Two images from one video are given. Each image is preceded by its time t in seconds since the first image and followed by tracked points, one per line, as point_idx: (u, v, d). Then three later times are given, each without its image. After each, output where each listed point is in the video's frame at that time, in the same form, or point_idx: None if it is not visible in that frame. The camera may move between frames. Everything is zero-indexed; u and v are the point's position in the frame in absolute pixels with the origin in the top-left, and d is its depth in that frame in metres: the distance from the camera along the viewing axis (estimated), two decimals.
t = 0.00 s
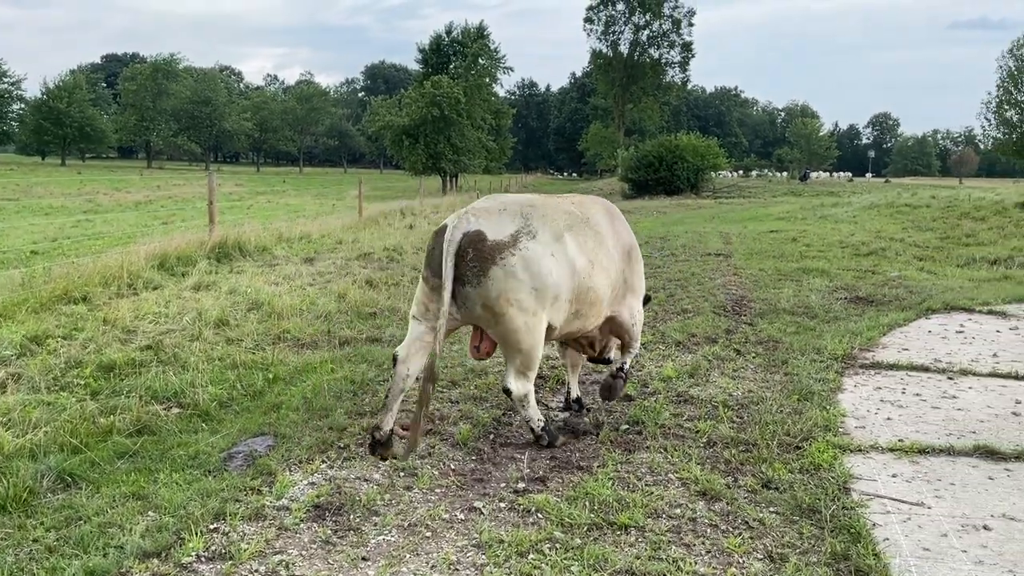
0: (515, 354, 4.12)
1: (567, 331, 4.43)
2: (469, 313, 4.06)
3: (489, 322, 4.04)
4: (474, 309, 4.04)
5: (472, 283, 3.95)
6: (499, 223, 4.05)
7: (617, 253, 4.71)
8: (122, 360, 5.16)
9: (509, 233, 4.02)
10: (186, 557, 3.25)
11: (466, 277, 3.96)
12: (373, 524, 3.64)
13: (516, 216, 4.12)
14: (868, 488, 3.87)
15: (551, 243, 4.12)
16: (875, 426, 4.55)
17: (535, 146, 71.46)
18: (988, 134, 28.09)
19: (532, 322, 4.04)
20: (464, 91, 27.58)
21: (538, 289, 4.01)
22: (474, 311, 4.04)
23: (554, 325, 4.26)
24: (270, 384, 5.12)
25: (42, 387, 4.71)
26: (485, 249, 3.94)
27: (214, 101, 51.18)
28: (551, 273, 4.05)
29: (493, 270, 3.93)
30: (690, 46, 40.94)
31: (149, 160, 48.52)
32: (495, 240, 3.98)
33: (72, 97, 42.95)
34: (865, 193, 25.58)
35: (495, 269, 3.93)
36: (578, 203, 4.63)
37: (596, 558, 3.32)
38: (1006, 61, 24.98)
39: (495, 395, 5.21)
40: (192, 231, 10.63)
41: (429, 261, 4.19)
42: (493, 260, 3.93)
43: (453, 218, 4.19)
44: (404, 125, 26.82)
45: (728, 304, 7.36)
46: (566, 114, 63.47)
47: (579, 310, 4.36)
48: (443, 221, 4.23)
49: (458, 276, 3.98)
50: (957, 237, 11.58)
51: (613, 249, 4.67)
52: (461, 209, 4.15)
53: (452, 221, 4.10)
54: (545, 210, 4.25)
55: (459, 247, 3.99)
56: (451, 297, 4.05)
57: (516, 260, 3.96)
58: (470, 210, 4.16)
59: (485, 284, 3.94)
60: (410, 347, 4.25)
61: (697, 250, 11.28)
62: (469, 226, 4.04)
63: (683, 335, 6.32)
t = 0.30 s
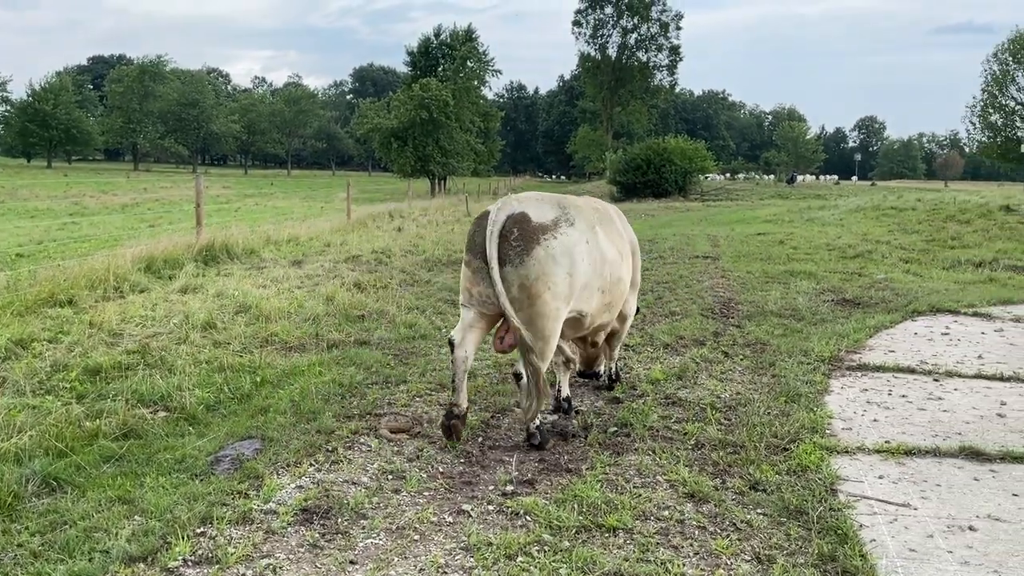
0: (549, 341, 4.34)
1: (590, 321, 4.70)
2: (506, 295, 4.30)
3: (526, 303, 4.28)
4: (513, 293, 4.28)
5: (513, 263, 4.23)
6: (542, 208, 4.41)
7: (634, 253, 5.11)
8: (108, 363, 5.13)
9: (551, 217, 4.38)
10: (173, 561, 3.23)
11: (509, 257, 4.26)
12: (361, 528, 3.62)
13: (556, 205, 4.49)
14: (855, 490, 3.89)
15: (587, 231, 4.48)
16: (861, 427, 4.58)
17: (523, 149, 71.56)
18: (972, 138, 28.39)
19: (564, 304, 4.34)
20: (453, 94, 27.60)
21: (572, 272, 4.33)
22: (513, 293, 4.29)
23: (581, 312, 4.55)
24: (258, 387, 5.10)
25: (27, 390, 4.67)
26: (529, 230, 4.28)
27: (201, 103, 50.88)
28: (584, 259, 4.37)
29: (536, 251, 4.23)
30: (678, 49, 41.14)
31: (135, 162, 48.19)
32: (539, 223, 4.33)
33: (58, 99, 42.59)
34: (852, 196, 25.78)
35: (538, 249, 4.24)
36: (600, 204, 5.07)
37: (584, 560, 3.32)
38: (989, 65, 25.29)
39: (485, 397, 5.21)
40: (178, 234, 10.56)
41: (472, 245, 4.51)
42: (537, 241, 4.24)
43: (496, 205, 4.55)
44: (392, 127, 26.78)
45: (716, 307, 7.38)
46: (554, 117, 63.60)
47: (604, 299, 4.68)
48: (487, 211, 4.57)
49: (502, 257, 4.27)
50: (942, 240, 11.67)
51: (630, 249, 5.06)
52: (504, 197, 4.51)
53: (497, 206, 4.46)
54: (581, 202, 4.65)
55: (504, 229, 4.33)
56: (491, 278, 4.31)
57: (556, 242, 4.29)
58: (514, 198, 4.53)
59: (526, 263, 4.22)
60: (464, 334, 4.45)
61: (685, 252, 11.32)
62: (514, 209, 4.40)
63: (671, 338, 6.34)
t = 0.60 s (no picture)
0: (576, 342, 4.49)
1: (603, 318, 4.95)
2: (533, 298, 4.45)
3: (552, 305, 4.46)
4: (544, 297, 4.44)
5: (542, 267, 4.40)
6: (562, 213, 4.67)
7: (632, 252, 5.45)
8: (99, 366, 5.10)
9: (571, 221, 4.63)
10: (164, 564, 3.22)
11: (537, 261, 4.42)
12: (353, 530, 3.62)
13: (574, 211, 4.75)
14: (847, 491, 3.90)
15: (602, 232, 4.76)
16: (853, 429, 4.59)
17: (516, 151, 71.56)
18: (962, 140, 28.58)
19: (584, 304, 4.57)
20: (445, 96, 27.59)
21: (591, 272, 4.58)
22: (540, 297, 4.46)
23: (597, 310, 4.79)
24: (249, 390, 5.08)
25: (17, 393, 4.65)
26: (555, 235, 4.49)
27: (193, 105, 50.63)
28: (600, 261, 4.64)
29: (562, 253, 4.45)
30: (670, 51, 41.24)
31: (126, 164, 47.90)
32: (563, 227, 4.55)
33: (49, 101, 42.32)
34: (843, 198, 25.87)
35: (564, 252, 4.45)
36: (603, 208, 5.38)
37: (577, 563, 3.32)
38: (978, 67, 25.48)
39: (477, 399, 5.21)
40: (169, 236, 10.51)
41: (499, 255, 4.67)
42: (563, 245, 4.46)
43: (517, 215, 4.75)
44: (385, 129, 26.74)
45: (707, 308, 7.40)
46: (547, 120, 63.63)
47: (616, 298, 4.93)
48: (509, 220, 4.76)
49: (530, 261, 4.44)
50: (932, 242, 11.73)
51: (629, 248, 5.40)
52: (525, 206, 4.72)
53: (521, 215, 4.66)
54: (592, 205, 4.93)
55: (530, 235, 4.53)
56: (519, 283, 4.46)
57: (579, 244, 4.54)
58: (533, 206, 4.75)
59: (555, 266, 4.41)
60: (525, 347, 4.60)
61: (677, 255, 11.35)
62: (537, 217, 4.61)
63: (664, 339, 6.35)
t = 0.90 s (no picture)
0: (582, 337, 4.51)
1: (603, 318, 5.03)
2: (544, 295, 4.47)
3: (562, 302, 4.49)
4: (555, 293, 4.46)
5: (555, 264, 4.43)
6: (570, 213, 4.75)
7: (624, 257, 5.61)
8: (95, 367, 5.09)
9: (579, 221, 4.72)
10: (159, 566, 3.21)
11: (549, 258, 4.46)
12: (349, 532, 3.61)
13: (579, 212, 4.84)
14: (843, 492, 3.91)
15: (605, 233, 4.88)
16: (849, 430, 4.59)
17: (513, 152, 71.56)
18: (958, 141, 28.64)
19: (590, 303, 4.64)
20: (443, 97, 27.59)
21: (597, 271, 4.67)
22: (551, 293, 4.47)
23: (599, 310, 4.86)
24: (246, 392, 5.07)
25: (13, 395, 4.64)
26: (566, 233, 4.55)
27: (190, 106, 50.55)
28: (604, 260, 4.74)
29: (573, 251, 4.52)
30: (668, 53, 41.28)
31: (123, 165, 47.81)
32: (572, 227, 4.64)
33: (45, 101, 42.23)
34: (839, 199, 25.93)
35: (574, 250, 4.53)
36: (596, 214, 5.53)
37: (573, 565, 3.32)
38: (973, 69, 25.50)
39: (474, 400, 5.19)
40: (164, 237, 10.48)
41: (510, 253, 4.66)
42: (573, 243, 4.54)
43: (526, 214, 4.77)
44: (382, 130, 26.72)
45: (704, 309, 7.41)
46: (544, 121, 63.65)
47: (616, 299, 5.04)
48: (517, 221, 4.77)
49: (542, 259, 4.46)
50: (928, 243, 11.75)
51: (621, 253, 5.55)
52: (534, 206, 4.75)
53: (531, 214, 4.68)
54: (594, 208, 5.06)
55: (541, 233, 4.55)
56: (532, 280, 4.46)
57: (587, 243, 4.63)
58: (541, 207, 4.80)
59: (567, 264, 4.46)
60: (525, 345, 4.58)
61: (673, 256, 11.35)
62: (548, 216, 4.66)
63: (661, 341, 6.35)
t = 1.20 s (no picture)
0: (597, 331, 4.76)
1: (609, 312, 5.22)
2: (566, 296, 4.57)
3: (580, 301, 4.65)
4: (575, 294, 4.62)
5: (575, 265, 4.54)
6: (583, 213, 4.80)
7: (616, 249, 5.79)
8: (101, 368, 5.10)
9: (592, 221, 4.79)
10: (164, 566, 3.22)
11: (569, 260, 4.53)
12: (354, 533, 3.61)
13: (589, 211, 4.86)
14: (848, 494, 3.90)
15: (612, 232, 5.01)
16: (855, 431, 4.58)
17: (518, 153, 71.57)
18: (965, 141, 28.52)
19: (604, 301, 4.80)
20: (447, 97, 27.59)
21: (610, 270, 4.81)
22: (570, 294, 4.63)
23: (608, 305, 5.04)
24: (250, 392, 5.08)
25: (19, 394, 4.66)
26: (584, 235, 4.62)
27: (195, 106, 50.67)
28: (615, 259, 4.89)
29: (591, 253, 4.63)
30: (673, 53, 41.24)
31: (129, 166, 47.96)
32: (587, 227, 4.71)
33: (51, 102, 42.43)
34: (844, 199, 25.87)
35: (592, 252, 4.63)
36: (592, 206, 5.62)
37: (578, 565, 3.31)
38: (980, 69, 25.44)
39: (479, 401, 5.19)
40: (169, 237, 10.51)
41: (527, 254, 4.66)
42: (591, 244, 4.63)
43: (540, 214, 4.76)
44: (387, 131, 26.74)
45: (709, 310, 7.39)
46: (549, 121, 63.67)
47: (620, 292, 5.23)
48: (533, 221, 4.74)
49: (563, 261, 4.53)
50: (934, 243, 11.72)
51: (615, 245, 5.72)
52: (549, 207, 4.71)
53: (547, 214, 4.67)
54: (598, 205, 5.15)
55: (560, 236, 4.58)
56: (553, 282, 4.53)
57: (602, 244, 4.74)
58: (554, 206, 4.80)
59: (586, 265, 4.57)
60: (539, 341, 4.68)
61: (678, 256, 11.34)
62: (564, 216, 4.68)
63: (666, 341, 6.34)
